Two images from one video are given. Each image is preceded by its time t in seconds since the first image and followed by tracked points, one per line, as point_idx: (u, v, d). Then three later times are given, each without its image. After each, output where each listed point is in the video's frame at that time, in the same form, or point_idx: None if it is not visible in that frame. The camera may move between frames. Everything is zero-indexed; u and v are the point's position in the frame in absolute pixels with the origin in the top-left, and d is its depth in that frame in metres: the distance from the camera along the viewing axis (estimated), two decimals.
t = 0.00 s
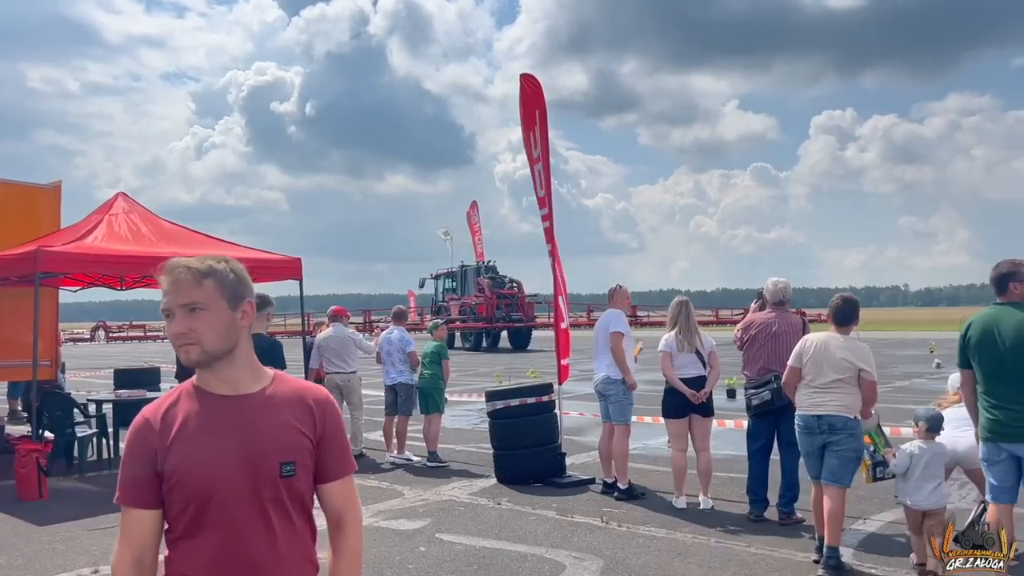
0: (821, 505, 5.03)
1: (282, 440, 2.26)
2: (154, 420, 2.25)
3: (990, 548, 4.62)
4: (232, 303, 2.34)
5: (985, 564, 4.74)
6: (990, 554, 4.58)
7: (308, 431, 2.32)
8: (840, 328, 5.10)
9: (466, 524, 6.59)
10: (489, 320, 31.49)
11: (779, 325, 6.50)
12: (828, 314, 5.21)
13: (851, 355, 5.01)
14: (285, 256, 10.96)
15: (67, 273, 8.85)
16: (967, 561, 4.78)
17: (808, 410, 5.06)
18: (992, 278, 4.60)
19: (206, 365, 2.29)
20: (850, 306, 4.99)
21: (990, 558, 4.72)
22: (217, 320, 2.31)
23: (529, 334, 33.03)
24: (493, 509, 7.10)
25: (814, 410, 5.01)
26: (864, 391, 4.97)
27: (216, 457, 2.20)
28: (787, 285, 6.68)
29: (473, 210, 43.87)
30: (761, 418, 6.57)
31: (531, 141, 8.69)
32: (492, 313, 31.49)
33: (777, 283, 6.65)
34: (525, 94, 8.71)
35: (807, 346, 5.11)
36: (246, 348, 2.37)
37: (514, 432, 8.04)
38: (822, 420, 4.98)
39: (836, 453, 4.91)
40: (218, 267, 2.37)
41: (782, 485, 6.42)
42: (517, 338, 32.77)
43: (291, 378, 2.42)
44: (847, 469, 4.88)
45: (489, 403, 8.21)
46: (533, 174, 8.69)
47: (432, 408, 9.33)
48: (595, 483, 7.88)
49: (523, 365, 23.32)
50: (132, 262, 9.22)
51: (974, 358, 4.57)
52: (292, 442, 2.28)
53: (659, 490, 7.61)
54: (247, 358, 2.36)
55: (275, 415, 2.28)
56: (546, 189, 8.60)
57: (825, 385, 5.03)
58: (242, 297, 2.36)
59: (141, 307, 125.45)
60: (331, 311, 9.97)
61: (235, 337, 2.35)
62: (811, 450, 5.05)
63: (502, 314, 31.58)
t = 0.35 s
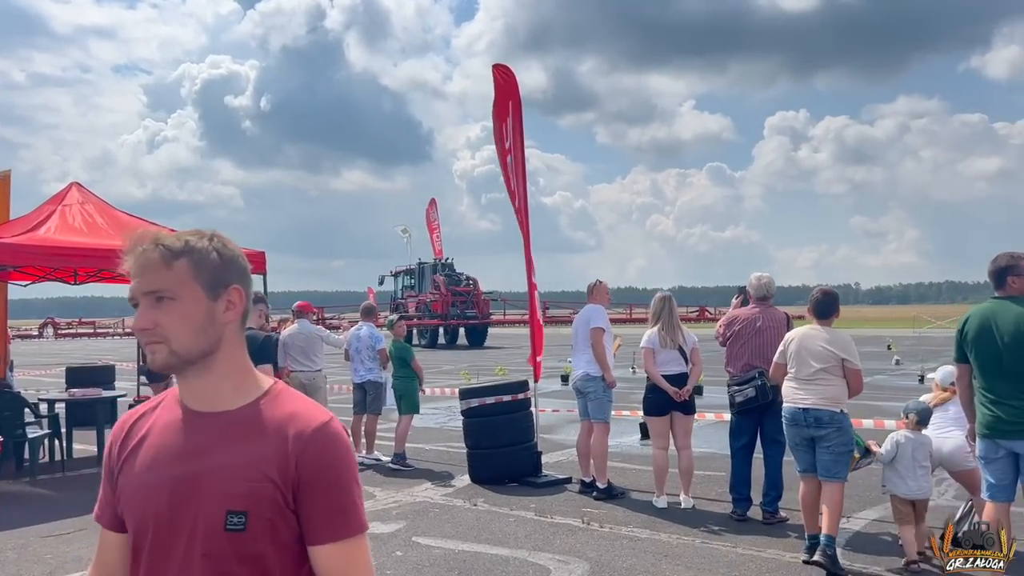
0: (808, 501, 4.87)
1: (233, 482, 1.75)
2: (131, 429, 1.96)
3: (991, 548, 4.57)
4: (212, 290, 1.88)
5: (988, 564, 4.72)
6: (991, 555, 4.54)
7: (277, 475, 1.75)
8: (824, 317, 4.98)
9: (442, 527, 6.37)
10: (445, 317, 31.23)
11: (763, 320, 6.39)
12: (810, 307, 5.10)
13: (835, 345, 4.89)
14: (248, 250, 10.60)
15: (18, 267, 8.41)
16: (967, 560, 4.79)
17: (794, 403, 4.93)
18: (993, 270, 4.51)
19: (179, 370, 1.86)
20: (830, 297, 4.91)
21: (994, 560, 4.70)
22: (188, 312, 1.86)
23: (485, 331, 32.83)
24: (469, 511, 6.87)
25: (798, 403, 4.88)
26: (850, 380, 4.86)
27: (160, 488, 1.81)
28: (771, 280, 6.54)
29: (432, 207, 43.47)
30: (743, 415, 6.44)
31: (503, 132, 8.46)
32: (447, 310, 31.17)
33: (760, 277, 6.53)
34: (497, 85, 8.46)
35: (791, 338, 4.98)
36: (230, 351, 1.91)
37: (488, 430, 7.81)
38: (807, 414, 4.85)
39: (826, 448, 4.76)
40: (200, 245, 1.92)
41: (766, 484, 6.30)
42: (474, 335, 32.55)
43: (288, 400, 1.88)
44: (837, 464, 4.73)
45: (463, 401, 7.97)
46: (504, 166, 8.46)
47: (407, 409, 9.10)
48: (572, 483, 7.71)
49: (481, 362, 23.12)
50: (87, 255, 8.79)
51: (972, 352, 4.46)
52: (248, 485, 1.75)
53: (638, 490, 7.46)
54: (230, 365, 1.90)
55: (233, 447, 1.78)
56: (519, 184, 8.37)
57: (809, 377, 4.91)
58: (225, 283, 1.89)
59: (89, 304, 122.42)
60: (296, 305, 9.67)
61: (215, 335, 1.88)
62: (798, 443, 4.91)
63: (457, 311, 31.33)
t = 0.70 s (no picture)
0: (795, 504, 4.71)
1: (114, 556, 1.41)
2: (38, 467, 1.67)
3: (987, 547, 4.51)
4: (117, 281, 1.53)
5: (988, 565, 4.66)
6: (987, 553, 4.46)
7: (168, 550, 1.40)
8: (813, 318, 4.88)
9: (416, 535, 6.15)
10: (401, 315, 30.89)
11: (745, 321, 6.28)
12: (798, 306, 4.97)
13: (823, 347, 4.79)
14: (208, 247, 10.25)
15: None
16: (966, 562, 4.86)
17: (782, 403, 4.82)
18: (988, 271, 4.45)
19: (71, 388, 1.53)
20: (820, 299, 4.80)
21: (994, 560, 4.62)
22: (81, 310, 1.52)
23: (443, 330, 32.49)
24: (444, 517, 6.66)
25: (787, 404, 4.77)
26: (839, 381, 4.77)
27: (40, 549, 1.50)
28: (752, 279, 6.44)
29: (391, 205, 42.98)
30: (722, 416, 6.29)
31: (473, 127, 8.10)
32: (401, 308, 30.73)
33: (741, 277, 6.42)
34: (466, 77, 8.18)
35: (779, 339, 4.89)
36: (139, 364, 1.56)
37: (461, 433, 7.60)
38: (796, 415, 4.75)
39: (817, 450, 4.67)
40: (106, 223, 1.58)
41: (746, 487, 6.19)
42: (431, 334, 32.22)
43: (198, 440, 1.52)
44: (828, 466, 4.66)
45: (434, 404, 7.75)
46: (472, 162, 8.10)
47: (374, 413, 8.83)
48: (546, 487, 7.54)
49: (440, 362, 22.84)
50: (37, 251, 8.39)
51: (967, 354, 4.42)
52: (129, 559, 1.41)
53: (614, 493, 7.32)
54: (138, 388, 1.57)
55: (119, 511, 1.44)
56: (488, 178, 8.04)
57: (798, 378, 4.82)
58: (135, 268, 1.54)
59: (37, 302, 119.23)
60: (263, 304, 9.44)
61: (120, 337, 1.54)
62: (787, 446, 4.79)
63: (412, 309, 30.93)
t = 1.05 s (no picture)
0: (790, 505, 4.75)
1: None
2: None
3: (988, 548, 4.29)
4: None
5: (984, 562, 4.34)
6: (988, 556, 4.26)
7: None
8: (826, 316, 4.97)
9: (386, 540, 5.87)
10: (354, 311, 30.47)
11: (727, 317, 6.11)
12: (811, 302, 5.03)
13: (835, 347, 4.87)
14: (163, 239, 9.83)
15: None
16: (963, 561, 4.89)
17: (788, 402, 4.90)
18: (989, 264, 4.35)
19: None
20: (836, 298, 4.86)
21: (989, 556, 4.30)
22: None
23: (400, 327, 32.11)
24: (415, 521, 6.37)
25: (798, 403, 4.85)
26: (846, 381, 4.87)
27: None
28: (734, 274, 6.28)
29: (351, 201, 42.39)
30: (702, 415, 6.09)
31: (445, 114, 7.85)
32: (357, 302, 30.46)
33: (723, 272, 6.26)
34: (436, 64, 7.92)
35: (790, 335, 4.93)
36: None
37: (431, 433, 7.31)
38: (804, 413, 4.83)
39: (820, 448, 4.77)
40: None
41: (728, 489, 6.02)
42: (387, 331, 31.82)
43: None
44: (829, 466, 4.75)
45: (403, 403, 7.44)
46: (443, 151, 7.86)
47: (339, 412, 8.52)
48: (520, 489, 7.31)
49: (400, 359, 22.49)
50: None
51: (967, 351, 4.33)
52: None
53: (590, 494, 7.10)
54: None
55: None
56: (464, 168, 7.73)
57: (806, 376, 4.89)
58: None
59: None
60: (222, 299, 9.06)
61: None
62: (788, 446, 4.87)
63: (367, 305, 30.63)
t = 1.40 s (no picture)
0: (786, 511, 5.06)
1: None
2: None
3: (988, 548, 4.20)
4: None
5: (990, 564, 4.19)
6: (989, 556, 4.15)
7: None
8: (829, 325, 5.26)
9: (358, 553, 5.58)
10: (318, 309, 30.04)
11: (713, 321, 5.91)
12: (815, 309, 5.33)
13: (839, 356, 5.16)
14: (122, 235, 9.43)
15: None
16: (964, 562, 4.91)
17: (790, 411, 5.14)
18: (994, 268, 4.24)
19: None
20: (839, 305, 5.18)
21: (992, 559, 4.19)
22: None
23: (362, 327, 31.73)
24: (388, 532, 6.09)
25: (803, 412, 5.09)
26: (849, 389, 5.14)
27: None
28: (720, 276, 6.08)
29: (317, 202, 41.98)
30: (687, 423, 5.88)
31: (425, 111, 7.57)
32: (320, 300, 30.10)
33: (709, 273, 6.07)
34: (416, 58, 7.63)
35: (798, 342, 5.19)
36: None
37: (404, 439, 7.03)
38: (809, 422, 5.08)
39: (822, 457, 5.03)
40: None
41: (713, 497, 5.81)
42: (352, 331, 31.40)
43: None
44: (828, 476, 5.02)
45: (375, 408, 7.16)
46: (424, 149, 7.56)
47: (307, 416, 8.22)
48: (497, 497, 7.06)
49: (366, 360, 22.09)
50: None
51: (969, 357, 4.20)
52: None
53: (569, 502, 6.86)
54: None
55: None
56: (445, 166, 7.44)
57: (812, 384, 5.12)
58: None
59: None
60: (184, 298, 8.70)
61: None
62: (790, 455, 5.12)
63: (328, 303, 30.31)
